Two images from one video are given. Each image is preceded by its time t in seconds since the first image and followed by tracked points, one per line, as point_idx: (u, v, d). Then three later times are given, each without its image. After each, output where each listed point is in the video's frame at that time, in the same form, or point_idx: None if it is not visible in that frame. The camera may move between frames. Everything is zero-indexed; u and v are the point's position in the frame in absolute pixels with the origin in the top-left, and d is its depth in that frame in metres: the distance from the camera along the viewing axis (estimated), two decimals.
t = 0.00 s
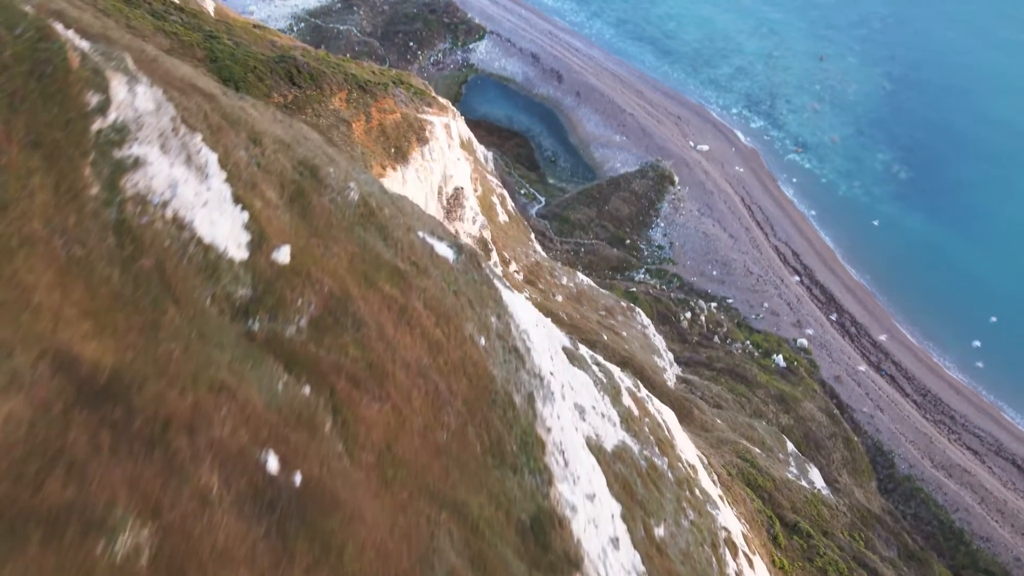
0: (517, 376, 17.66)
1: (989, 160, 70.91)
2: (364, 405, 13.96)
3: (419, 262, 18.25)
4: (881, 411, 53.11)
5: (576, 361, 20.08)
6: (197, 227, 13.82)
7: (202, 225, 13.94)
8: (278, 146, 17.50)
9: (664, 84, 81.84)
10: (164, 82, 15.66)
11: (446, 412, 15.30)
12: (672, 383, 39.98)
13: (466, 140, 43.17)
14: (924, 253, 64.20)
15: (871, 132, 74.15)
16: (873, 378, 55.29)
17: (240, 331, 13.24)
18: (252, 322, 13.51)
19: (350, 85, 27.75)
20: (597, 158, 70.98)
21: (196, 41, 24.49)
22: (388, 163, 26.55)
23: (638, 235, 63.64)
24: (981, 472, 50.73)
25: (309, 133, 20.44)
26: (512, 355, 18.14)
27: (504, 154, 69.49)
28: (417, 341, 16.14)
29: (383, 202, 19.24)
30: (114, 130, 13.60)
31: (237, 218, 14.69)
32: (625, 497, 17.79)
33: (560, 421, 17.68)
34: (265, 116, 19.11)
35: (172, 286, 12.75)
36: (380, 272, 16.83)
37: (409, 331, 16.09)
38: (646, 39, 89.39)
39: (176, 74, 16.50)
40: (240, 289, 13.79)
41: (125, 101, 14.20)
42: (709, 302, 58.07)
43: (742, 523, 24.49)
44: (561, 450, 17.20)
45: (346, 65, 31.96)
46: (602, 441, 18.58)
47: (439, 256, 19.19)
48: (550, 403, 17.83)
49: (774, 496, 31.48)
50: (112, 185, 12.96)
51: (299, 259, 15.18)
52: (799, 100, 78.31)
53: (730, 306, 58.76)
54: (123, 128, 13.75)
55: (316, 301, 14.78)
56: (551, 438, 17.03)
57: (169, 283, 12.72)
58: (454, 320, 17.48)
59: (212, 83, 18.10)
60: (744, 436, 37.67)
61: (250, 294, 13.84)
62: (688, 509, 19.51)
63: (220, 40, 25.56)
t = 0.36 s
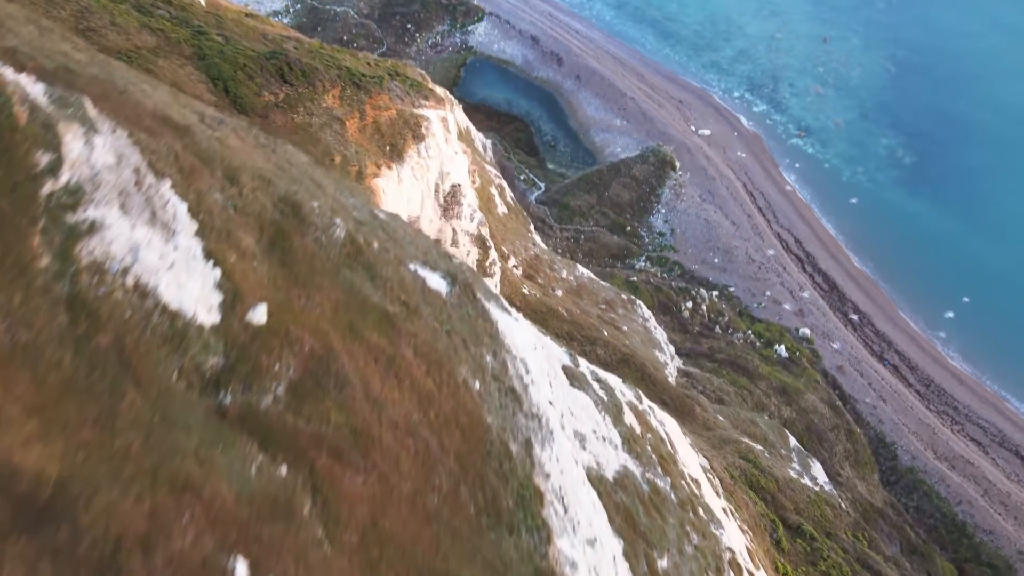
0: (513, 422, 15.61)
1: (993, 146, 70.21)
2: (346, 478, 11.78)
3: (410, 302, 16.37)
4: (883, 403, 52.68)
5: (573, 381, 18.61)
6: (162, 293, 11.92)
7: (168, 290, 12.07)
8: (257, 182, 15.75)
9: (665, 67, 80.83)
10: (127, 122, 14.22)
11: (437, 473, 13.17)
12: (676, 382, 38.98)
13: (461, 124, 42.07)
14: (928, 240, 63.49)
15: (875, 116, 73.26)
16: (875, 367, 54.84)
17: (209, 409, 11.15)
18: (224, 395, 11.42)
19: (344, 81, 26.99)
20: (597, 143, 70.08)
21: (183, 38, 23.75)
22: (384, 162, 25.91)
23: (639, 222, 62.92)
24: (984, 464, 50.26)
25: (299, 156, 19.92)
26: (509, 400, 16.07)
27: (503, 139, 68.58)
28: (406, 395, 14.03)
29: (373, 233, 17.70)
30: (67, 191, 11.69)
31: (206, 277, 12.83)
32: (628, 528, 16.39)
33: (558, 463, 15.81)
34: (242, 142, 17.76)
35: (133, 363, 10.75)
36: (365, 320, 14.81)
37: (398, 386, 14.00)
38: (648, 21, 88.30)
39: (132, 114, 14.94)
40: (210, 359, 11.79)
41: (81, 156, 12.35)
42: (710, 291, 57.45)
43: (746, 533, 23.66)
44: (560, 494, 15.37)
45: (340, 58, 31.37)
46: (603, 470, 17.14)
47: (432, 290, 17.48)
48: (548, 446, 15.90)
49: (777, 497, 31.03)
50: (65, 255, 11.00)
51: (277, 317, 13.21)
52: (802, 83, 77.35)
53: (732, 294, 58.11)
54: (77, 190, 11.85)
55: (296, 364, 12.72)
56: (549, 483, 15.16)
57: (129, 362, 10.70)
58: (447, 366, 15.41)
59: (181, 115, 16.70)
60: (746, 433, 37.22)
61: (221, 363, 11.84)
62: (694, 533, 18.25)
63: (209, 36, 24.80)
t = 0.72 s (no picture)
0: (510, 476, 14.79)
1: (1000, 130, 69.24)
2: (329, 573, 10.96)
3: (399, 350, 15.38)
4: (885, 393, 52.22)
5: (570, 404, 17.89)
6: (120, 377, 11.07)
7: (128, 374, 11.20)
8: (235, 230, 14.71)
9: (667, 50, 79.86)
10: (89, 178, 13.25)
11: (427, 548, 12.36)
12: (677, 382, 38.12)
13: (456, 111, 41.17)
14: (932, 226, 62.64)
15: (879, 100, 72.33)
16: (878, 357, 54.36)
17: (175, 507, 10.31)
18: (191, 490, 10.56)
19: (337, 79, 26.15)
20: (597, 128, 69.20)
21: (170, 36, 22.93)
22: (378, 162, 25.26)
23: (640, 209, 62.19)
24: (988, 456, 49.81)
25: (282, 183, 18.76)
26: (506, 452, 15.23)
27: (501, 124, 67.67)
28: (395, 461, 13.17)
29: (361, 272, 16.69)
30: (10, 274, 10.96)
31: (173, 351, 11.93)
32: (630, 568, 15.71)
33: (557, 512, 15.06)
34: (221, 179, 16.75)
35: (87, 465, 9.91)
36: (350, 379, 13.87)
37: (385, 451, 13.11)
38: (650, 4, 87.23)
39: (98, 158, 13.88)
40: (176, 448, 10.92)
41: (29, 230, 11.62)
42: (712, 279, 56.83)
43: (750, 544, 23.09)
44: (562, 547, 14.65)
45: (334, 53, 30.58)
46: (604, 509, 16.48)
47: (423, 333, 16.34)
48: (547, 496, 15.16)
49: (780, 500, 30.53)
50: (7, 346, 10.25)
51: (252, 390, 12.28)
52: (805, 66, 76.42)
53: (733, 284, 57.44)
54: (21, 270, 11.07)
55: (273, 442, 11.82)
56: (548, 537, 14.43)
57: (81, 462, 9.89)
58: (439, 421, 14.49)
59: (157, 157, 15.47)
60: (748, 431, 36.69)
61: (188, 452, 10.96)
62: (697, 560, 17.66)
63: (197, 33, 23.97)
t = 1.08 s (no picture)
0: (506, 543, 12.93)
1: (1004, 118, 68.47)
2: None
3: (387, 413, 13.22)
4: (888, 388, 51.74)
5: (569, 431, 17.09)
6: (71, 492, 8.93)
7: (80, 486, 9.08)
8: (208, 286, 12.61)
9: (669, 36, 78.86)
10: (42, 250, 10.96)
11: None
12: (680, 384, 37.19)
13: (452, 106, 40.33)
14: (936, 217, 61.82)
15: (883, 87, 71.40)
16: (881, 351, 53.81)
17: None
18: None
19: (330, 80, 25.29)
20: (597, 117, 68.35)
21: (156, 39, 22.17)
22: (372, 166, 24.60)
23: (641, 199, 61.47)
24: (991, 452, 49.39)
25: (266, 219, 16.47)
26: (503, 518, 13.36)
27: (501, 112, 66.76)
28: (383, 545, 11.22)
29: (344, 319, 14.44)
30: None
31: (134, 450, 9.82)
32: None
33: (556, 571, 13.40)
34: (194, 224, 14.38)
35: None
36: (332, 454, 11.72)
37: (371, 535, 11.16)
38: None
39: (55, 222, 11.54)
40: (134, 564, 8.90)
41: None
42: (713, 272, 56.15)
43: (753, 561, 22.45)
44: None
45: (327, 50, 29.80)
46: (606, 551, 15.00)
47: (414, 388, 14.25)
48: (546, 555, 13.46)
49: (784, 507, 30.00)
50: None
51: (225, 483, 10.26)
52: (808, 53, 75.50)
53: (735, 276, 56.79)
54: None
55: (245, 543, 9.83)
56: None
57: None
58: (429, 491, 12.47)
59: (131, 207, 13.28)
60: (749, 432, 36.21)
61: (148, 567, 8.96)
62: None
63: (185, 34, 23.20)
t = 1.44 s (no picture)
0: None
1: (1009, 108, 67.63)
2: None
3: (375, 488, 12.28)
4: (892, 384, 51.19)
5: (568, 467, 16.46)
6: None
7: None
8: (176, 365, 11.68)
9: (670, 24, 77.89)
10: None
11: None
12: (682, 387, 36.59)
13: (449, 102, 39.66)
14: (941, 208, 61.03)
15: (887, 76, 70.51)
16: (884, 347, 53.25)
17: None
18: None
19: (324, 86, 24.52)
20: (597, 106, 67.53)
21: (143, 45, 21.44)
22: (367, 174, 23.89)
23: (642, 190, 60.76)
24: (995, 450, 48.94)
25: (249, 261, 15.74)
26: None
27: (500, 102, 65.93)
28: None
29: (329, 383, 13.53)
30: None
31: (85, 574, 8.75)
32: None
33: None
34: (168, 282, 13.61)
35: None
36: (314, 548, 10.77)
37: None
38: None
39: (4, 312, 10.65)
40: None
41: None
42: (714, 266, 55.48)
43: None
44: None
45: (321, 51, 29.09)
46: None
47: (404, 451, 13.36)
48: None
49: (788, 516, 29.52)
50: None
51: None
52: (811, 41, 74.59)
53: (737, 270, 56.13)
54: None
55: None
56: None
57: None
58: None
59: (96, 274, 12.60)
60: (752, 435, 35.75)
61: None
62: None
63: (173, 39, 22.45)
